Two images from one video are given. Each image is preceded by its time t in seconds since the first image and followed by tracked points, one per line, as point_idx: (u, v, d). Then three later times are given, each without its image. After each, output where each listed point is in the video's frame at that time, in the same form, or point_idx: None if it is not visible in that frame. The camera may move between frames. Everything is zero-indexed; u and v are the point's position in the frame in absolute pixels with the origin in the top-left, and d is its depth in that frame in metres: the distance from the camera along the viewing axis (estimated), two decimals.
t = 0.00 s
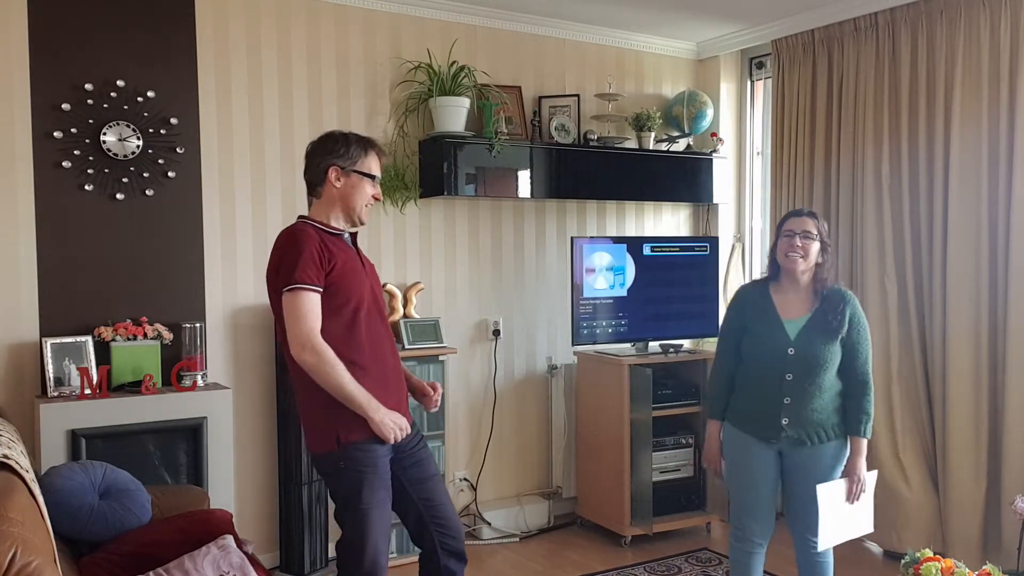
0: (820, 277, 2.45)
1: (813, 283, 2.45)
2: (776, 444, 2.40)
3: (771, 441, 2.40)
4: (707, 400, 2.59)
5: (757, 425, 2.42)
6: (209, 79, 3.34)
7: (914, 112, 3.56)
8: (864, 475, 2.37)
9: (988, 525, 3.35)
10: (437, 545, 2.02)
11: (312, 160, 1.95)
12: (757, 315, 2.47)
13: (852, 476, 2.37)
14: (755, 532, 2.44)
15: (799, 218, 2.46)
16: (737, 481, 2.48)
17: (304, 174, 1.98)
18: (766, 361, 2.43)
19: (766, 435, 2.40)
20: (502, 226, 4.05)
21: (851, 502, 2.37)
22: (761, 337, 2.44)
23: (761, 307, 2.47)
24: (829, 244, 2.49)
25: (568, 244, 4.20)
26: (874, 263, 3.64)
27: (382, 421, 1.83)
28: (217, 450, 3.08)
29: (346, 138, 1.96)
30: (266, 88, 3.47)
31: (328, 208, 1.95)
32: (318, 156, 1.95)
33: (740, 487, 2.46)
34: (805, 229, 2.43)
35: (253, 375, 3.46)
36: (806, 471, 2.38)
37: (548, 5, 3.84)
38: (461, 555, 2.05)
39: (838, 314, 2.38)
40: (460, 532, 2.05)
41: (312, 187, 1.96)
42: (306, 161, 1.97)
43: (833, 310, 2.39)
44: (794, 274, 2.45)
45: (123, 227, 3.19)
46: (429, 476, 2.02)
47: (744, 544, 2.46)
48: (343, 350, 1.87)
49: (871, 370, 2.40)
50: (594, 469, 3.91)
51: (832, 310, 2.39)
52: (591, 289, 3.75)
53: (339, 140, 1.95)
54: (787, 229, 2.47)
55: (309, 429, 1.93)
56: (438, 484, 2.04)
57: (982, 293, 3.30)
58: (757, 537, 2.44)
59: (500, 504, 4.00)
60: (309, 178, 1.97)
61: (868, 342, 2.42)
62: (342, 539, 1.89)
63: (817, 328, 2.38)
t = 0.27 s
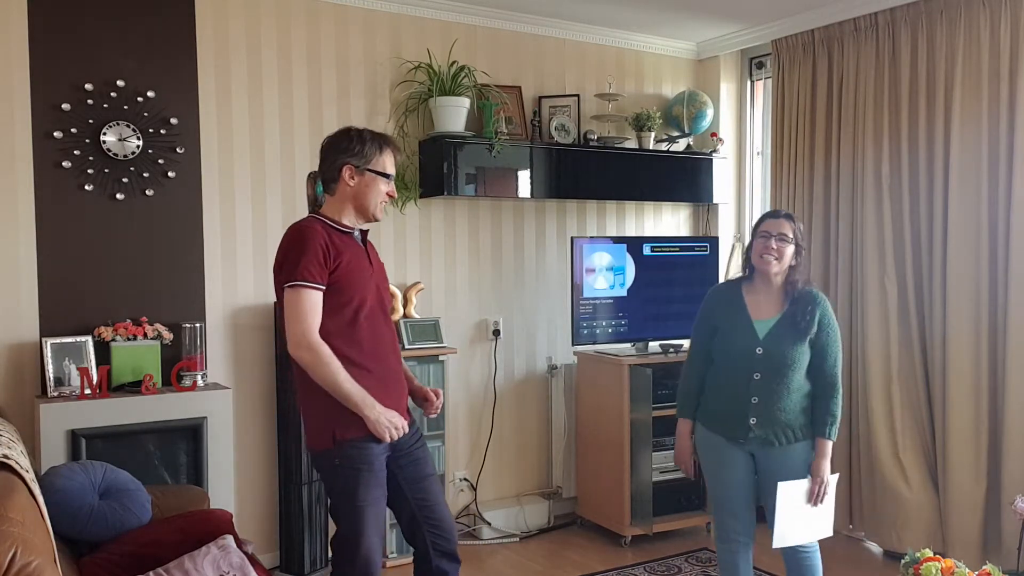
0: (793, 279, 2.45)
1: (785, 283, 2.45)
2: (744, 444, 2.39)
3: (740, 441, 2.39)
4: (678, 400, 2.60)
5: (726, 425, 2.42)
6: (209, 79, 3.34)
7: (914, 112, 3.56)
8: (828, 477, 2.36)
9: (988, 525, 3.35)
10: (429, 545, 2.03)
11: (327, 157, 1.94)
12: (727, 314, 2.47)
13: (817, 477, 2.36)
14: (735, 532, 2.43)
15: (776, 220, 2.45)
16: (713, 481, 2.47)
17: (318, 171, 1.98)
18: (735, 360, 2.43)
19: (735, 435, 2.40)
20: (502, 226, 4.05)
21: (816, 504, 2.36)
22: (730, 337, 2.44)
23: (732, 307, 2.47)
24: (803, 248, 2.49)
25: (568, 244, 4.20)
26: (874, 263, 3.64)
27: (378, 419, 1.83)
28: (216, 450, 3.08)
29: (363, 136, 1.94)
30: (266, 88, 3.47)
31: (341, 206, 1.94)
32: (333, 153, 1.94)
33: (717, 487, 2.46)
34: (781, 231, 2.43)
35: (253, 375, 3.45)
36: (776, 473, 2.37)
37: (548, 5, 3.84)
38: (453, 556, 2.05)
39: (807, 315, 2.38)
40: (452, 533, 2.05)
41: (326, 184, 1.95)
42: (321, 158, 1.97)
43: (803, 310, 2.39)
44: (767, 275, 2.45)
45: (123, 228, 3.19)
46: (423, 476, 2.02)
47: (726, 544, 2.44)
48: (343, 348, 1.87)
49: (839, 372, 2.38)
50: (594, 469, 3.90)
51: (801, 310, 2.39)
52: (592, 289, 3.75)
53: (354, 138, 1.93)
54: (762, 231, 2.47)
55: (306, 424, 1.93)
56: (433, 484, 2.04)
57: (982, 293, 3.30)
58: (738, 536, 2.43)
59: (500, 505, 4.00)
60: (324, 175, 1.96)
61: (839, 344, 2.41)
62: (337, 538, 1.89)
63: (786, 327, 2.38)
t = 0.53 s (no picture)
0: (775, 277, 2.47)
1: (768, 281, 2.46)
2: (736, 444, 2.38)
3: (731, 441, 2.38)
4: (664, 403, 2.58)
5: (716, 425, 2.41)
6: (209, 79, 3.34)
7: (914, 112, 3.56)
8: (820, 471, 2.37)
9: (988, 525, 3.35)
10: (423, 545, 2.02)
11: (339, 153, 1.93)
12: (711, 315, 2.47)
13: (809, 474, 2.36)
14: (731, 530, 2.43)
15: (755, 220, 2.47)
16: (704, 481, 2.46)
17: (329, 167, 1.97)
18: (723, 361, 2.42)
19: (726, 435, 2.38)
20: (502, 226, 4.05)
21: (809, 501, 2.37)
22: (716, 337, 2.44)
23: (716, 307, 2.47)
24: (784, 246, 2.51)
25: (568, 244, 4.20)
26: (874, 263, 3.64)
27: (376, 423, 1.83)
28: (216, 450, 3.08)
29: (374, 133, 1.93)
30: (266, 88, 3.47)
31: (353, 203, 1.93)
32: (345, 149, 1.93)
33: (709, 488, 2.45)
34: (763, 231, 2.45)
35: (253, 375, 3.46)
36: (769, 471, 2.36)
37: (548, 5, 3.84)
38: (443, 554, 2.04)
39: (792, 313, 2.40)
40: (442, 531, 2.05)
41: (337, 181, 1.95)
42: (332, 155, 1.96)
43: (788, 308, 2.41)
44: (751, 275, 2.46)
45: (123, 228, 3.19)
46: (414, 472, 2.01)
47: (722, 543, 2.44)
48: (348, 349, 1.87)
49: (825, 368, 2.40)
50: (594, 469, 3.91)
51: (786, 308, 2.41)
52: (592, 289, 3.75)
53: (365, 134, 1.93)
54: (743, 233, 2.48)
55: (306, 421, 1.92)
56: (422, 481, 2.03)
57: (982, 293, 3.30)
58: (733, 534, 2.43)
59: (500, 505, 4.00)
60: (335, 171, 1.95)
61: (823, 341, 2.43)
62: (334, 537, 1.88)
63: (772, 325, 2.39)
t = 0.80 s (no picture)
0: (770, 277, 2.48)
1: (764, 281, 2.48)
2: (744, 445, 2.37)
3: (740, 442, 2.37)
4: (665, 407, 2.55)
5: (723, 428, 2.39)
6: (209, 79, 3.34)
7: (914, 112, 3.56)
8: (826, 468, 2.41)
9: (988, 525, 3.35)
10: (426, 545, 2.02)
11: (349, 156, 1.93)
12: (713, 316, 2.45)
13: (817, 471, 2.41)
14: (733, 532, 2.42)
15: (743, 222, 2.47)
16: (709, 484, 2.45)
17: (339, 170, 1.97)
18: (728, 362, 2.41)
19: (735, 437, 2.37)
20: (502, 226, 4.04)
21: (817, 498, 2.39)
22: (720, 338, 2.42)
23: (718, 308, 2.46)
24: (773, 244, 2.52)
25: (568, 244, 4.20)
26: (874, 263, 3.64)
27: (384, 424, 1.84)
28: (216, 450, 3.08)
29: (384, 136, 1.93)
30: (266, 88, 3.47)
31: (362, 206, 1.93)
32: (355, 152, 1.93)
33: (714, 491, 2.43)
34: (754, 232, 2.44)
35: (253, 375, 3.46)
36: (777, 472, 2.35)
37: (548, 5, 3.83)
38: (449, 549, 2.04)
39: (793, 312, 2.41)
40: (449, 526, 2.05)
41: (347, 183, 1.95)
42: (342, 157, 1.96)
43: (788, 307, 2.42)
44: (748, 277, 2.46)
45: (123, 228, 3.19)
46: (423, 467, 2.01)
47: (725, 544, 2.44)
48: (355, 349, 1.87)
49: (825, 366, 2.44)
50: (594, 469, 3.90)
51: (787, 308, 2.42)
52: (592, 289, 3.75)
53: (375, 138, 1.92)
54: (734, 236, 2.47)
55: (312, 418, 1.93)
56: (432, 476, 2.03)
57: (982, 293, 3.30)
58: (734, 536, 2.43)
59: (500, 505, 4.00)
60: (345, 174, 1.95)
61: (820, 339, 2.46)
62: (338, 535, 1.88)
63: (775, 325, 2.40)
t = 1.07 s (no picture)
0: (780, 274, 2.48)
1: (776, 280, 2.47)
2: (765, 443, 2.37)
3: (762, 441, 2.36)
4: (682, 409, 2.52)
5: (745, 427, 2.38)
6: (209, 79, 3.34)
7: (914, 112, 3.56)
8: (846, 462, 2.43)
9: (988, 525, 3.35)
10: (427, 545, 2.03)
11: (368, 158, 1.95)
12: (730, 316, 2.43)
13: (835, 465, 2.43)
14: (745, 530, 2.44)
15: (748, 221, 2.48)
16: (723, 483, 2.44)
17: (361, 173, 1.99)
18: (747, 361, 2.39)
19: (758, 436, 2.36)
20: (502, 226, 4.04)
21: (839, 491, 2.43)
22: (738, 338, 2.40)
23: (734, 308, 2.44)
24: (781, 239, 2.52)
25: (568, 244, 4.20)
26: (874, 263, 3.64)
27: (396, 421, 1.82)
28: (216, 450, 3.08)
29: (402, 136, 1.94)
30: (266, 88, 3.47)
31: (381, 207, 1.94)
32: (374, 154, 1.95)
33: (730, 491, 2.43)
34: (759, 229, 2.45)
35: (253, 376, 3.46)
36: (797, 469, 2.36)
37: (548, 5, 3.84)
38: (449, 557, 2.05)
39: (807, 308, 2.41)
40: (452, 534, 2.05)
41: (368, 185, 1.96)
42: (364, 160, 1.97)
43: (802, 303, 2.41)
44: (759, 275, 2.46)
45: (123, 228, 3.19)
46: (440, 469, 2.02)
47: (736, 542, 2.45)
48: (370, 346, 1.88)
49: (838, 361, 2.45)
50: (594, 469, 3.91)
51: (801, 304, 2.41)
52: (592, 289, 3.75)
53: (393, 139, 1.94)
54: (740, 236, 2.48)
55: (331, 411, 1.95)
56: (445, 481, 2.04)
57: (982, 293, 3.30)
58: (746, 534, 2.44)
59: (500, 505, 4.00)
60: (366, 176, 1.96)
61: (833, 333, 2.46)
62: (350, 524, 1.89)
63: (792, 321, 2.39)
